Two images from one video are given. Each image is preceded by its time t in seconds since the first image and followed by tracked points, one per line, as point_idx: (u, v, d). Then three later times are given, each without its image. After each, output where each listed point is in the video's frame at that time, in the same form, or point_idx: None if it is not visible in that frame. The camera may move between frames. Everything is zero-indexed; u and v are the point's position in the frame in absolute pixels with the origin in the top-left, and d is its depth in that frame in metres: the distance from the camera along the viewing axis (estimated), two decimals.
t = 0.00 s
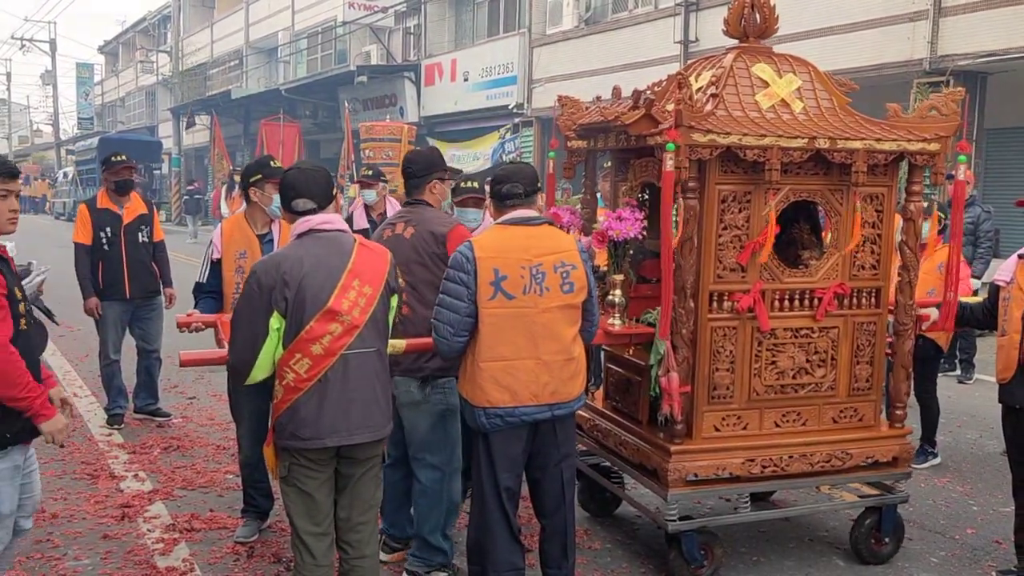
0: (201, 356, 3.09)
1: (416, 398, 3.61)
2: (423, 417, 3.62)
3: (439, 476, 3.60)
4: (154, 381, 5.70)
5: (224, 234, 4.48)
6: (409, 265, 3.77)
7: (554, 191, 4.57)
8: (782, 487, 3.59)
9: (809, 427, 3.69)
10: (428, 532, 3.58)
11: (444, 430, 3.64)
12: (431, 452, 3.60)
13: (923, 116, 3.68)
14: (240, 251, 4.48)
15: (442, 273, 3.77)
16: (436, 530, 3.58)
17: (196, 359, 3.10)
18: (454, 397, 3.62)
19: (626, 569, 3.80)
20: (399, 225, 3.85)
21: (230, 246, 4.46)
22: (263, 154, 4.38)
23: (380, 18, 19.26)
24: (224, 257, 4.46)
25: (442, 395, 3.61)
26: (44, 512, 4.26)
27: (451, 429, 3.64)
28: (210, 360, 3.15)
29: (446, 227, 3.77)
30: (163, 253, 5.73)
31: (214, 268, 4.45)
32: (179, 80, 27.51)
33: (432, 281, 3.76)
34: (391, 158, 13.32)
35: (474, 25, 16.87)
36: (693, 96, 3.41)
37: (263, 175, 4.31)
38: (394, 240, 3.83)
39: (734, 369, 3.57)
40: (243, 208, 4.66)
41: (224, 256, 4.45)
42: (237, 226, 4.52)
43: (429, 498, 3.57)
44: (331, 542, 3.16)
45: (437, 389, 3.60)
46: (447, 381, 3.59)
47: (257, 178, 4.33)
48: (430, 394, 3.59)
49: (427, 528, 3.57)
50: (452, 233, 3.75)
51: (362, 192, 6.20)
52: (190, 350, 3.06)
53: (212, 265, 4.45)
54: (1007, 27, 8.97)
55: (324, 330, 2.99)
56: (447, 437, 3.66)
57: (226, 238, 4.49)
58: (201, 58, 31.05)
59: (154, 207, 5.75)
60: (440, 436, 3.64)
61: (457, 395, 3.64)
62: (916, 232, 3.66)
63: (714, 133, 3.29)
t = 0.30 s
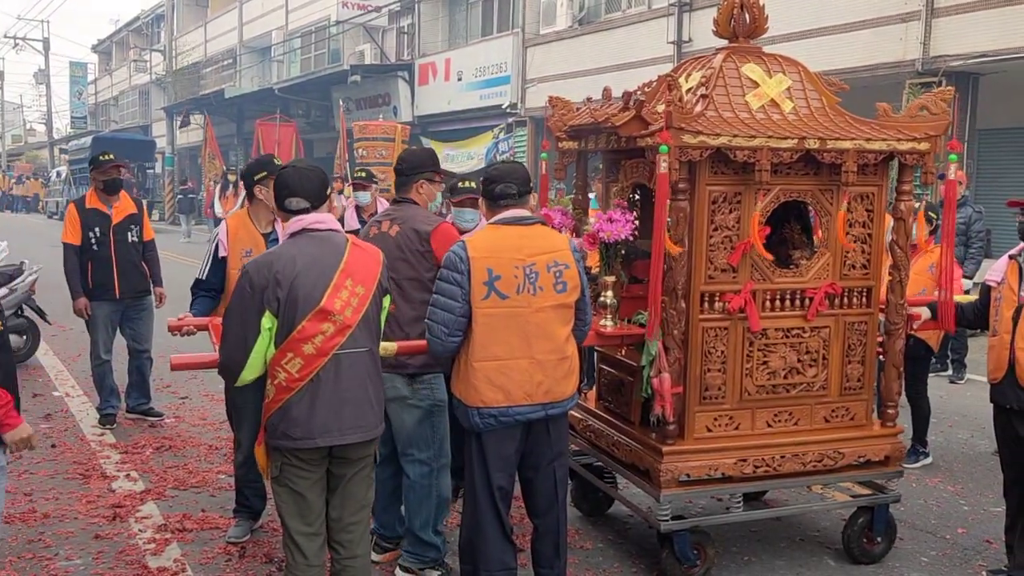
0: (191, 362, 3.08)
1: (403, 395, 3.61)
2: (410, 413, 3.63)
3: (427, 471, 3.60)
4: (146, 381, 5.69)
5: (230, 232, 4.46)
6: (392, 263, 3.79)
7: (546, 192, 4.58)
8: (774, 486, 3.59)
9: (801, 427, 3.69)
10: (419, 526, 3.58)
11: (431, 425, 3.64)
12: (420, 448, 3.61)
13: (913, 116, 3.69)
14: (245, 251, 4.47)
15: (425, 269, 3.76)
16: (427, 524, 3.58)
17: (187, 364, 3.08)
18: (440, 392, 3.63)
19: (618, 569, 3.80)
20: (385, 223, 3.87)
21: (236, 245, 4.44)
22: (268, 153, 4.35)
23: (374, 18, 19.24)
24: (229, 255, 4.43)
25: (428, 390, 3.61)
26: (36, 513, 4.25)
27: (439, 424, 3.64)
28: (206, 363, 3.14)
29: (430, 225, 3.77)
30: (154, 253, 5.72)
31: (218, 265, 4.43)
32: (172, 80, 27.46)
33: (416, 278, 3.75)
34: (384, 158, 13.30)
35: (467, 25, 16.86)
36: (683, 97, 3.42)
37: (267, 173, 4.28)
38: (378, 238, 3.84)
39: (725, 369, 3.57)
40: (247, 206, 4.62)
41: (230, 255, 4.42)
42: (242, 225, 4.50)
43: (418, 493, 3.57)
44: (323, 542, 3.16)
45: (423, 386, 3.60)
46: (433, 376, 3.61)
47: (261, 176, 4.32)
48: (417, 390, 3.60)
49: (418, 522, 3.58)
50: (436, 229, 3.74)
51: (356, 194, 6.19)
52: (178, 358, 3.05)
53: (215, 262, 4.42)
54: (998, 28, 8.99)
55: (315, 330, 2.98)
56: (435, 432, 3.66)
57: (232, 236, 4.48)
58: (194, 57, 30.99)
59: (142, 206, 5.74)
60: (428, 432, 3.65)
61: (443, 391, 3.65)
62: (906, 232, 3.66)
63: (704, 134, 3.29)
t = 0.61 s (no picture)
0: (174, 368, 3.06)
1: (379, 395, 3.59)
2: (385, 414, 3.62)
3: (407, 470, 3.61)
4: (128, 381, 5.67)
5: (239, 230, 4.44)
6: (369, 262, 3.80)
7: (528, 192, 4.58)
8: (756, 486, 3.61)
9: (782, 426, 3.71)
10: (400, 525, 3.59)
11: (406, 424, 3.63)
12: (397, 448, 3.61)
13: (891, 118, 3.71)
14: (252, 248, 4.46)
15: (402, 270, 3.76)
16: (409, 523, 3.59)
17: (167, 371, 3.06)
18: (414, 392, 3.61)
19: (600, 569, 3.81)
20: (368, 223, 3.89)
21: (244, 242, 4.42)
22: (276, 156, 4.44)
23: (358, 18, 19.20)
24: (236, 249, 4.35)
25: (402, 389, 3.59)
26: (16, 514, 4.22)
27: (415, 422, 3.63)
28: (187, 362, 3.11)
29: (408, 226, 3.76)
30: (133, 253, 5.69)
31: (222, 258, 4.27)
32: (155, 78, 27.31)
33: (391, 278, 3.75)
34: (368, 158, 13.28)
35: (451, 25, 16.86)
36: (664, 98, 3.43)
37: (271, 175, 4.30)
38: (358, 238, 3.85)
39: (707, 369, 3.58)
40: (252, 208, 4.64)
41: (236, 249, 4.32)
42: (250, 224, 4.52)
43: (397, 492, 3.59)
44: (305, 543, 3.15)
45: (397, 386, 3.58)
46: (405, 376, 3.58)
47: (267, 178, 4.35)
48: (390, 389, 3.57)
49: (399, 522, 3.58)
50: (414, 230, 3.73)
51: (341, 193, 6.18)
52: (159, 365, 3.03)
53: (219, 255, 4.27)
54: (977, 30, 9.07)
55: (296, 329, 2.98)
56: (411, 431, 3.65)
57: (240, 235, 4.47)
58: (177, 56, 30.83)
59: (122, 205, 5.71)
60: (405, 430, 3.64)
61: (417, 390, 3.63)
62: (886, 232, 3.69)
63: (685, 135, 3.30)
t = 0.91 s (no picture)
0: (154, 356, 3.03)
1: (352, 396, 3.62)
2: (353, 417, 3.61)
3: (372, 472, 3.58)
4: (105, 381, 5.62)
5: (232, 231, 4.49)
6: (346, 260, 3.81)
7: (509, 191, 4.59)
8: (733, 485, 3.63)
9: (760, 426, 3.73)
10: (367, 528, 3.54)
11: (372, 425, 3.62)
12: (364, 451, 3.59)
13: (871, 120, 3.73)
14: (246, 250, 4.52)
15: (379, 267, 3.77)
16: (376, 526, 3.55)
17: (148, 359, 3.04)
18: (378, 392, 3.62)
19: (579, 568, 3.82)
20: (348, 224, 3.91)
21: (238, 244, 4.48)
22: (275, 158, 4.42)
23: (339, 17, 19.14)
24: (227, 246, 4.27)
25: (367, 390, 3.61)
26: None
27: (381, 424, 3.63)
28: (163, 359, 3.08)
29: (388, 226, 3.78)
30: (110, 252, 5.66)
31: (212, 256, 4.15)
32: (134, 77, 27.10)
33: (368, 274, 3.76)
34: (349, 157, 13.24)
35: (432, 25, 16.84)
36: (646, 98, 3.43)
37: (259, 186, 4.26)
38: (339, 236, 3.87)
39: (686, 368, 3.60)
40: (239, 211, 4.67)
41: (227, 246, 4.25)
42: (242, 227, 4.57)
43: (363, 494, 3.56)
44: (283, 544, 3.14)
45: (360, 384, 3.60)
46: (370, 376, 3.60)
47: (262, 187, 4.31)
48: (352, 388, 3.60)
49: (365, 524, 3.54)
50: (394, 228, 3.74)
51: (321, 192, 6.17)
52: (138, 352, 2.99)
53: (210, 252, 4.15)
54: (953, 33, 9.16)
55: (275, 329, 2.97)
56: (378, 433, 3.64)
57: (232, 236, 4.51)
58: (156, 54, 30.59)
59: (98, 204, 5.68)
60: (370, 432, 3.62)
61: (383, 391, 3.65)
62: (864, 233, 3.71)
63: (667, 135, 3.32)
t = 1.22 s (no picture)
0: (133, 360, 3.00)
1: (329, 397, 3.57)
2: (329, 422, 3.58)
3: (339, 479, 3.57)
4: (83, 383, 5.58)
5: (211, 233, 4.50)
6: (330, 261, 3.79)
7: (491, 193, 4.59)
8: (714, 486, 3.64)
9: (740, 426, 3.75)
10: (325, 534, 3.57)
11: (345, 431, 3.59)
12: (334, 458, 3.57)
13: (848, 122, 3.76)
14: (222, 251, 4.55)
15: (362, 270, 3.75)
16: (334, 532, 3.58)
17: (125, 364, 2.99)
18: (355, 398, 3.59)
19: (560, 569, 3.83)
20: (333, 226, 3.90)
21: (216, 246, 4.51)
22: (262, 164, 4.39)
23: (321, 16, 19.09)
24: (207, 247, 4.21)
25: (343, 395, 3.57)
26: None
27: (355, 429, 3.61)
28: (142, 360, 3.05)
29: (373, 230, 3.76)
30: (87, 253, 5.60)
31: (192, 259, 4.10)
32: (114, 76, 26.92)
33: (351, 277, 3.74)
34: (331, 157, 13.21)
35: (415, 25, 16.83)
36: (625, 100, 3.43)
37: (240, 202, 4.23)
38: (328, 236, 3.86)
39: (666, 369, 3.61)
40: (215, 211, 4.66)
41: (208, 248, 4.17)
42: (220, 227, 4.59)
43: (326, 499, 3.56)
44: (264, 547, 3.13)
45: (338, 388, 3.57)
46: (348, 381, 3.57)
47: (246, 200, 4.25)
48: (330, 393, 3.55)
49: (323, 530, 3.56)
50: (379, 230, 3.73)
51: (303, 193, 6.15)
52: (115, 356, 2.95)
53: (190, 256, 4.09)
54: (932, 36, 9.25)
55: (255, 330, 2.96)
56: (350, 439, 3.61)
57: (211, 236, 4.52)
58: (136, 53, 30.40)
59: (76, 204, 5.60)
60: (342, 437, 3.59)
61: (359, 397, 3.61)
62: (842, 234, 3.73)
63: (645, 137, 3.33)
